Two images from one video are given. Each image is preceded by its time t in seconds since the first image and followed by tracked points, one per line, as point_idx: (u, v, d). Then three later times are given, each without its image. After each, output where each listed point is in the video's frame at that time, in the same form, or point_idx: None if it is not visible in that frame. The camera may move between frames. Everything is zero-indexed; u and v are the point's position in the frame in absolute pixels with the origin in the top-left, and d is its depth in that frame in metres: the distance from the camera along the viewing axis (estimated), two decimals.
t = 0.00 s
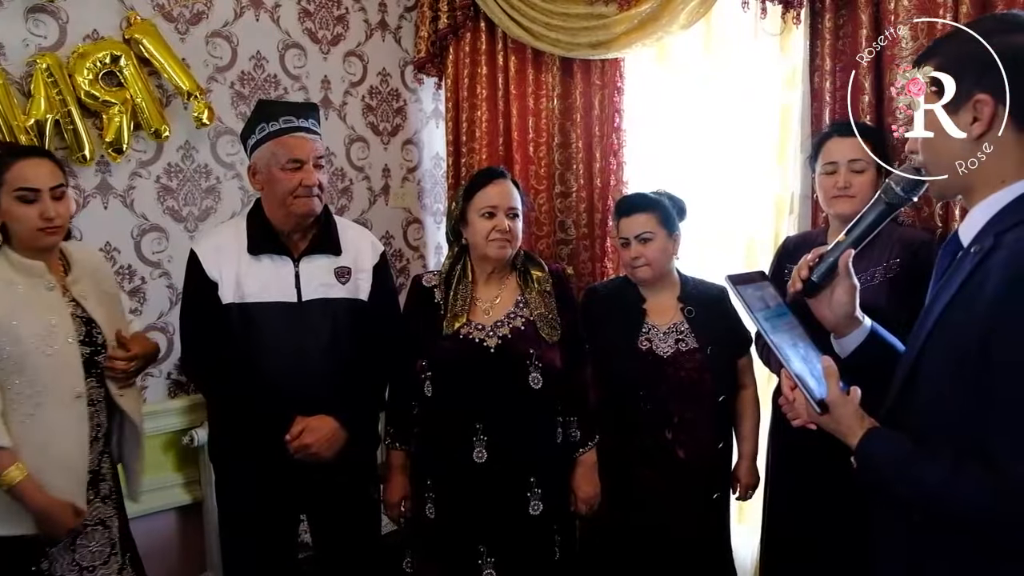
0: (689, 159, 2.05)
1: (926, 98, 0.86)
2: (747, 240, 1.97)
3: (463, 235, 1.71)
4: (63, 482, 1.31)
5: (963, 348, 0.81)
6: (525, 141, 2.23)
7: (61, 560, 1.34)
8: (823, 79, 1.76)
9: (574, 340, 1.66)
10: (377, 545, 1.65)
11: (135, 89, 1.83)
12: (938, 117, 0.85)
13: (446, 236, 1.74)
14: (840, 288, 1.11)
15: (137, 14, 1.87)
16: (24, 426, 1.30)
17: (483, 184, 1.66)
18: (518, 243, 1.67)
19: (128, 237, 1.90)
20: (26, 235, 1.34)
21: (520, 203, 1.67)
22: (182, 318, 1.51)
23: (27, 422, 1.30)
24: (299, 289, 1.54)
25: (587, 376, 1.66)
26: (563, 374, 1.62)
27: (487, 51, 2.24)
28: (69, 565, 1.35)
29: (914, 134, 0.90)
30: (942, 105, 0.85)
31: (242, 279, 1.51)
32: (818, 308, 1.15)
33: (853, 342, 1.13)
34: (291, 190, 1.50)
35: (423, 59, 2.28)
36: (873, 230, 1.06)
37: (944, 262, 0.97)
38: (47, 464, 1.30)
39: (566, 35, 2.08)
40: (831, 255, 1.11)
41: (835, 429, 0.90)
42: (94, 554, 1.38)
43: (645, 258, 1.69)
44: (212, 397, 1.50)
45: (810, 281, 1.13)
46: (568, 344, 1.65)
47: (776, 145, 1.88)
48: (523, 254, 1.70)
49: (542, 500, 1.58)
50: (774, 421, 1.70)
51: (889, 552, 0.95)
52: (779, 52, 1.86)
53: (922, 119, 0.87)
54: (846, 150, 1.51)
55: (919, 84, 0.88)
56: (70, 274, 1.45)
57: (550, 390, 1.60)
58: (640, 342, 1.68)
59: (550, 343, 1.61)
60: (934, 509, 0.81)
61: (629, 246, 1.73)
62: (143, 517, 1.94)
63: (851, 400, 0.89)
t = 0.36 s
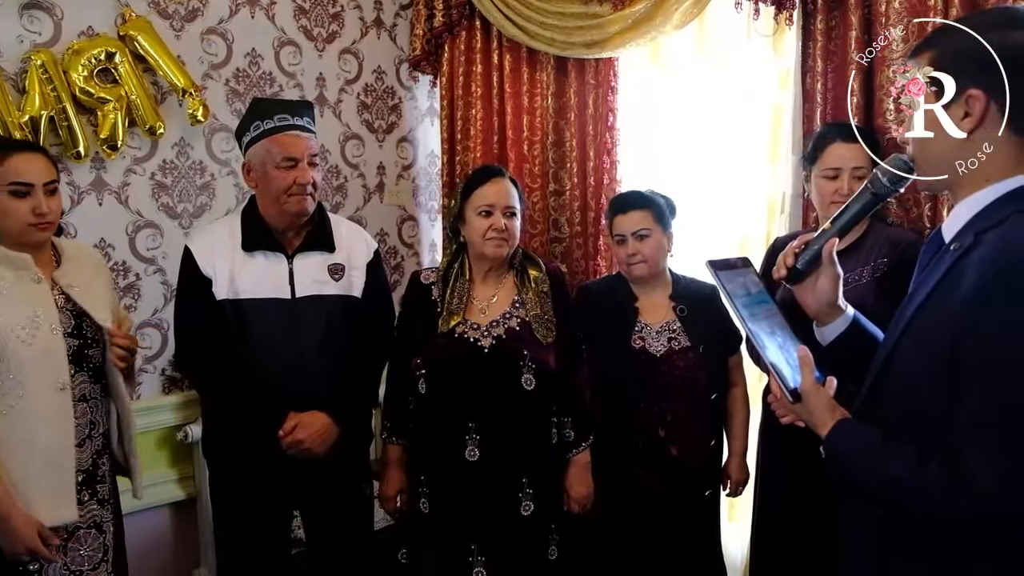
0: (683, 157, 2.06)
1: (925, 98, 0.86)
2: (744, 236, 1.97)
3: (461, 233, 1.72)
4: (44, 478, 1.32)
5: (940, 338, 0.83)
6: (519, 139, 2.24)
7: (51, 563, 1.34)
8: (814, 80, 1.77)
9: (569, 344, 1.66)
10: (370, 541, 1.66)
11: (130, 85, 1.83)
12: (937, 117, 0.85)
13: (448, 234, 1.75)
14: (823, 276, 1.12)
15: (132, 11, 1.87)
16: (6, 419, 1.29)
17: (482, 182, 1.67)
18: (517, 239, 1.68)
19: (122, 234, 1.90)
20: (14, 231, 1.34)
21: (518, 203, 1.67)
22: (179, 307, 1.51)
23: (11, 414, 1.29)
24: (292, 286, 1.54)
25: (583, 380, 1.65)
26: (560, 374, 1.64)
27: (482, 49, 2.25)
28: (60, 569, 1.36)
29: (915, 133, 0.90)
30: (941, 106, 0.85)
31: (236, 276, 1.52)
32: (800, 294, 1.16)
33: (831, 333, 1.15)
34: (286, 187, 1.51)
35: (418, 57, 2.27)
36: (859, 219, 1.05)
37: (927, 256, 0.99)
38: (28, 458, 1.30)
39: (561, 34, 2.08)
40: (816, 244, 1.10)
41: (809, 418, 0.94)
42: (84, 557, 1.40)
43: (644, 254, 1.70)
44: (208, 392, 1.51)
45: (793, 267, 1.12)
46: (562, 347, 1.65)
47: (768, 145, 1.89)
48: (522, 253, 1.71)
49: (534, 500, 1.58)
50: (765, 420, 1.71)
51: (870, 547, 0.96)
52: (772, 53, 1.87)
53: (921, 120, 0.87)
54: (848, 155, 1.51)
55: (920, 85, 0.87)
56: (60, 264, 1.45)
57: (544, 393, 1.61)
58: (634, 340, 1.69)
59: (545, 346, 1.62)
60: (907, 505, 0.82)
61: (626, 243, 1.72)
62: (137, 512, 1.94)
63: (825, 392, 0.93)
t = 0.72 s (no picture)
0: (674, 155, 2.09)
1: (925, 99, 0.86)
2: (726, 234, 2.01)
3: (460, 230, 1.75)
4: (43, 473, 1.34)
5: (913, 339, 0.87)
6: (511, 136, 2.26)
7: (47, 554, 1.35)
8: (801, 80, 1.79)
9: (565, 342, 1.67)
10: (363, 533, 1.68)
11: (124, 81, 1.84)
12: (938, 117, 0.85)
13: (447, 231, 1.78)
14: (804, 275, 1.14)
15: (126, 7, 1.87)
16: (5, 414, 1.32)
17: (482, 178, 1.69)
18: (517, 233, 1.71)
19: (116, 229, 1.91)
20: (34, 225, 1.35)
21: (516, 202, 1.69)
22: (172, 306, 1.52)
23: (9, 409, 1.32)
24: (287, 279, 1.56)
25: (578, 380, 1.66)
26: (552, 374, 1.64)
27: (475, 46, 2.27)
28: (58, 560, 1.37)
29: (912, 134, 0.89)
30: (941, 106, 0.85)
31: (230, 268, 1.54)
32: (780, 293, 1.18)
33: (813, 330, 1.17)
34: (280, 185, 1.53)
35: (410, 54, 2.28)
36: (841, 219, 1.09)
37: (906, 254, 1.03)
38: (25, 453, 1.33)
39: (553, 32, 2.10)
40: (797, 243, 1.13)
41: (790, 416, 0.97)
42: (85, 554, 1.40)
43: (639, 249, 1.72)
44: (201, 386, 1.52)
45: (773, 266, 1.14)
46: (558, 344, 1.66)
47: (757, 144, 1.92)
48: (519, 251, 1.73)
49: (527, 495, 1.61)
50: (752, 414, 1.74)
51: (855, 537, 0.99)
52: (761, 53, 1.89)
53: (921, 121, 0.87)
54: (848, 162, 1.54)
55: (919, 84, 0.87)
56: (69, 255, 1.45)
57: (538, 389, 1.62)
58: (624, 335, 1.72)
59: (539, 343, 1.63)
60: (889, 495, 0.85)
61: (622, 237, 1.74)
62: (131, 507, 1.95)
63: (807, 392, 0.96)
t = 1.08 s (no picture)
0: (659, 151, 2.11)
1: (926, 99, 0.86)
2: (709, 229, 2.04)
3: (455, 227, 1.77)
4: (41, 468, 1.34)
5: (886, 332, 0.90)
6: (498, 132, 2.28)
7: (41, 552, 1.36)
8: (784, 79, 1.82)
9: (558, 337, 1.69)
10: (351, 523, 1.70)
11: (113, 75, 1.84)
12: (938, 117, 0.86)
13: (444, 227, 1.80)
14: (787, 270, 1.17)
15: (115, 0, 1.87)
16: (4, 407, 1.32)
17: (478, 175, 1.71)
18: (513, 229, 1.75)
19: (105, 222, 1.91)
20: (12, 219, 1.36)
21: (511, 199, 1.71)
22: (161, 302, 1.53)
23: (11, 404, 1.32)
24: (277, 272, 1.58)
25: (570, 377, 1.69)
26: (547, 368, 1.67)
27: (462, 42, 2.28)
28: (50, 558, 1.38)
29: (912, 134, 0.88)
30: (942, 105, 0.85)
31: (220, 260, 1.55)
32: (763, 287, 1.21)
33: (796, 324, 1.19)
34: (271, 182, 1.54)
35: (399, 49, 2.30)
36: (823, 217, 1.10)
37: (885, 251, 1.06)
38: (28, 449, 1.33)
39: (540, 29, 2.12)
40: (781, 239, 1.16)
41: (770, 409, 1.00)
42: (76, 549, 1.41)
43: (632, 243, 1.74)
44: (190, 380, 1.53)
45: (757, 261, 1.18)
46: (551, 342, 1.68)
47: (741, 142, 1.94)
48: (513, 248, 1.75)
49: (518, 489, 1.62)
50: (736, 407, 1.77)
51: (832, 524, 1.02)
52: (745, 52, 1.92)
53: (921, 121, 0.87)
54: (827, 167, 1.57)
55: (919, 84, 0.87)
56: (49, 250, 1.46)
57: (528, 381, 1.64)
58: (610, 328, 1.74)
59: (532, 338, 1.66)
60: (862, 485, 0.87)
61: (616, 231, 1.76)
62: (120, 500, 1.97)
63: (785, 386, 0.99)
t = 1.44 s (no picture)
0: (649, 146, 2.14)
1: (925, 99, 0.88)
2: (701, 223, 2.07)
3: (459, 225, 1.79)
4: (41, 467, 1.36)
5: (873, 324, 0.93)
6: (490, 128, 2.30)
7: (38, 550, 1.39)
8: (772, 75, 1.84)
9: (559, 337, 1.69)
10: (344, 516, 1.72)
11: (104, 71, 1.84)
12: (938, 117, 0.88)
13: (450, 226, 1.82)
14: (782, 261, 1.20)
15: None
16: None
17: (483, 174, 1.73)
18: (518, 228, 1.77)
19: (97, 218, 1.92)
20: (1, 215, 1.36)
21: (517, 199, 1.72)
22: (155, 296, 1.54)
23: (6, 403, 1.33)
24: (273, 267, 1.59)
25: (572, 375, 1.69)
26: (545, 371, 1.67)
27: (453, 40, 2.30)
28: (46, 556, 1.40)
29: (912, 134, 0.90)
30: (942, 105, 0.87)
31: (215, 257, 1.56)
32: (758, 279, 1.24)
33: (790, 315, 1.21)
34: (266, 179, 1.56)
35: (389, 46, 2.31)
36: (813, 212, 1.13)
37: (877, 246, 1.08)
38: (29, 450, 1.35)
39: (530, 26, 2.14)
40: (775, 231, 1.19)
41: (762, 399, 1.02)
42: (69, 545, 1.44)
43: (629, 238, 1.76)
44: (186, 375, 1.55)
45: (752, 250, 1.21)
46: (552, 342, 1.68)
47: (730, 137, 1.98)
48: (518, 247, 1.77)
49: (519, 489, 1.64)
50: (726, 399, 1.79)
51: (820, 512, 1.04)
52: (733, 48, 1.94)
53: (921, 121, 0.89)
54: (806, 169, 1.60)
55: (919, 84, 0.88)
56: (32, 247, 1.45)
57: (529, 386, 1.65)
58: (602, 322, 1.76)
59: (534, 340, 1.66)
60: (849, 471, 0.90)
61: (612, 225, 1.77)
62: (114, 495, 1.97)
63: (778, 376, 1.01)
